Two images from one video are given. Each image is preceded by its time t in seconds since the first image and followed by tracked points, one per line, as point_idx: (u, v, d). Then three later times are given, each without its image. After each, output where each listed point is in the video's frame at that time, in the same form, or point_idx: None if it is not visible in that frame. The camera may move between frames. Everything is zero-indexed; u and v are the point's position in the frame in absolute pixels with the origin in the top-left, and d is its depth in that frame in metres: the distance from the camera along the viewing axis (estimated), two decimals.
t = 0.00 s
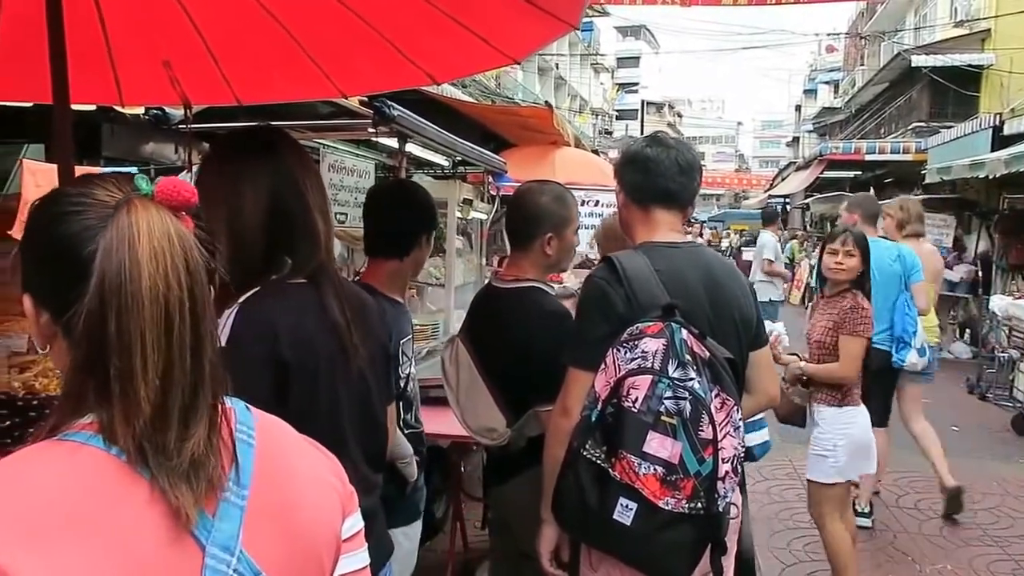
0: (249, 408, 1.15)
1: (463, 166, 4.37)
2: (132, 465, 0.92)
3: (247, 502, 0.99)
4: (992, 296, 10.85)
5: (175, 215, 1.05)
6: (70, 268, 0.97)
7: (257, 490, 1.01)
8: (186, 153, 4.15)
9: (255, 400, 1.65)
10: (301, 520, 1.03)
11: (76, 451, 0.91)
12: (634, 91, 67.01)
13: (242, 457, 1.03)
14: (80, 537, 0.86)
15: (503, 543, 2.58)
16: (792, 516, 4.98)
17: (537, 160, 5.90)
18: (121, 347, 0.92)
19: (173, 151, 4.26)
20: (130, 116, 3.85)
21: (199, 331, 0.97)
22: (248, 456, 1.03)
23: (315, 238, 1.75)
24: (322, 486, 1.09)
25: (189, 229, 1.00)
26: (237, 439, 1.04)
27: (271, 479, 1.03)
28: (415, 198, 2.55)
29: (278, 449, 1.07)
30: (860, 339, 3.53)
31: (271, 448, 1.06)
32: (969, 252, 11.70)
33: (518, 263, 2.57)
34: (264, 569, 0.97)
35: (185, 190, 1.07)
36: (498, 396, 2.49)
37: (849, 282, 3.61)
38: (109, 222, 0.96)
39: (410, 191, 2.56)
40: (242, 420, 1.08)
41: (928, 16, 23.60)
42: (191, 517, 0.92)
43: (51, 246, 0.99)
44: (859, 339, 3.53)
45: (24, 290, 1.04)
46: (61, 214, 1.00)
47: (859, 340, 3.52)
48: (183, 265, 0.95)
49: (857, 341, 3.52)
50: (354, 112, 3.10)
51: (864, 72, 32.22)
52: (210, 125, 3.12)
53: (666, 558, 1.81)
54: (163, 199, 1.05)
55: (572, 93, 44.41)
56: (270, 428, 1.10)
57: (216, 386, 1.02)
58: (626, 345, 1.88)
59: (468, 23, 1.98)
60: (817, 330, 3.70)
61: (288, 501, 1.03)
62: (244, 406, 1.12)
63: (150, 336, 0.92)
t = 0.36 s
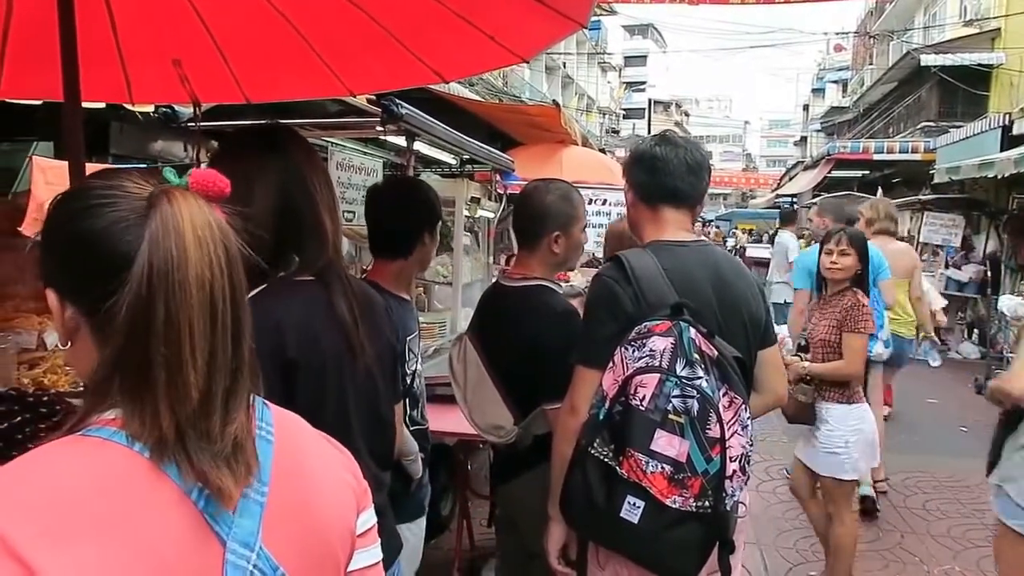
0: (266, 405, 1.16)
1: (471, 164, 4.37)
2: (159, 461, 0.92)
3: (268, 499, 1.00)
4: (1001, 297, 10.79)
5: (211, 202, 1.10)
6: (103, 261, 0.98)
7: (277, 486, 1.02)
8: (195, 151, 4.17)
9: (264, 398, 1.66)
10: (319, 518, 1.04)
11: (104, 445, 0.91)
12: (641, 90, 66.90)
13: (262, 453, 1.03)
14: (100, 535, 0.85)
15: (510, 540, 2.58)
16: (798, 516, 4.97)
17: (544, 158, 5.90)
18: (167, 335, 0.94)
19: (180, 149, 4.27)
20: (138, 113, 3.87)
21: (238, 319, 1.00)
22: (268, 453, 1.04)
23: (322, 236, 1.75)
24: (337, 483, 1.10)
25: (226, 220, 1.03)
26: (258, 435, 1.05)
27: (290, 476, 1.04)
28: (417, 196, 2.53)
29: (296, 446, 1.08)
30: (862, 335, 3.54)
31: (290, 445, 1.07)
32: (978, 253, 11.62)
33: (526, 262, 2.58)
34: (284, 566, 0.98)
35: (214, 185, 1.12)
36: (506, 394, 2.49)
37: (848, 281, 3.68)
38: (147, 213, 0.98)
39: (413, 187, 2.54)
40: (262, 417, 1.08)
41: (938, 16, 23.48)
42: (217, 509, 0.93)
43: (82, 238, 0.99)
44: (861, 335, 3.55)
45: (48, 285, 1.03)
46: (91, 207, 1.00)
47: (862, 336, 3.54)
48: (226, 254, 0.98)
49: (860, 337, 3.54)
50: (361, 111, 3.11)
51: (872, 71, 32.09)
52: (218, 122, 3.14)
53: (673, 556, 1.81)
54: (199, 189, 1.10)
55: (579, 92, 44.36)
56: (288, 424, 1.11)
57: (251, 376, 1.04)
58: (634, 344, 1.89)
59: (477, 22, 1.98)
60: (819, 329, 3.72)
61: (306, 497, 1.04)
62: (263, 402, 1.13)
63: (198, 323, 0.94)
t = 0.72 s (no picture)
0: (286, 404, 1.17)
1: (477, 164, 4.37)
2: (185, 461, 0.92)
3: (289, 497, 1.01)
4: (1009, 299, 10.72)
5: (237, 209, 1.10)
6: (130, 260, 0.98)
7: (298, 486, 1.02)
8: (203, 151, 4.18)
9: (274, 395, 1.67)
10: (337, 516, 1.05)
11: (130, 443, 0.90)
12: (648, 90, 66.83)
13: (284, 452, 1.04)
14: (126, 534, 0.85)
15: (516, 539, 2.58)
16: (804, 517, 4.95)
17: (550, 159, 5.90)
18: (198, 334, 0.94)
19: (188, 148, 4.29)
20: (146, 113, 3.89)
21: (266, 318, 1.01)
22: (289, 453, 1.05)
23: (329, 235, 1.74)
24: (354, 483, 1.11)
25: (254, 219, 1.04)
26: (280, 435, 1.06)
27: (309, 475, 1.05)
28: (422, 195, 2.52)
29: (314, 445, 1.09)
30: (829, 330, 3.59)
31: (309, 445, 1.08)
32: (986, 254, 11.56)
33: (534, 262, 2.58)
34: (305, 563, 0.99)
35: (242, 183, 1.12)
36: (513, 394, 2.49)
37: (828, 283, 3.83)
38: (176, 212, 0.98)
39: (418, 186, 2.53)
40: (283, 417, 1.09)
41: (946, 17, 23.39)
42: (241, 509, 0.94)
43: (109, 237, 0.99)
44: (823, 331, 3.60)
45: (71, 284, 1.03)
46: (117, 207, 1.00)
47: (826, 331, 3.59)
48: (254, 253, 0.99)
49: (824, 332, 3.59)
50: (369, 110, 3.11)
51: (880, 72, 31.98)
52: (226, 121, 3.15)
53: (679, 557, 1.81)
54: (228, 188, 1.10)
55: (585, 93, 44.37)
56: (307, 424, 1.12)
57: (276, 376, 1.06)
58: (641, 344, 1.88)
59: (486, 22, 1.98)
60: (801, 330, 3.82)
61: (325, 497, 1.05)
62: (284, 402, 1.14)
63: (229, 322, 0.95)
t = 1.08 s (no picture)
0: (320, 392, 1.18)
1: (497, 157, 4.36)
2: (231, 449, 0.94)
3: (328, 485, 1.02)
4: None
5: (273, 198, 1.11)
6: (172, 253, 0.98)
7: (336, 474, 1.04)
8: (225, 146, 4.21)
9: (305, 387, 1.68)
10: (372, 504, 1.06)
11: (176, 432, 0.92)
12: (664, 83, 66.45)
13: (322, 440, 1.06)
14: (175, 519, 0.88)
15: (539, 532, 2.58)
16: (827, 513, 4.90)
17: (569, 152, 5.88)
18: (248, 324, 0.95)
19: (209, 143, 4.32)
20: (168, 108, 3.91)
21: (309, 307, 1.03)
22: (327, 441, 1.06)
23: (355, 229, 1.73)
24: (387, 472, 1.12)
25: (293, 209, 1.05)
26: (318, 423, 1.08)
27: (345, 464, 1.06)
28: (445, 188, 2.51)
29: (350, 434, 1.10)
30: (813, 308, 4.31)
31: (345, 433, 1.10)
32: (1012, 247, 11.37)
33: (557, 256, 2.57)
34: (344, 548, 1.01)
35: (275, 173, 1.14)
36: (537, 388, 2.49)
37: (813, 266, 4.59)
38: (217, 205, 0.99)
39: (441, 179, 2.53)
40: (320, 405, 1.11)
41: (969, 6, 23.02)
42: (283, 499, 0.96)
43: (146, 230, 0.99)
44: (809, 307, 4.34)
45: (108, 278, 1.03)
46: (152, 201, 1.00)
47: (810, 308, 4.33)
48: (296, 243, 1.00)
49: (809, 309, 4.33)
50: (389, 103, 3.11)
51: (901, 63, 31.57)
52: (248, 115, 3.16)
53: (706, 551, 1.80)
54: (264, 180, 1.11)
55: (602, 86, 44.18)
56: (342, 413, 1.13)
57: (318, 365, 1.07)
58: (666, 336, 1.87)
59: (508, 15, 1.95)
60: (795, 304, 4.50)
61: (363, 486, 1.06)
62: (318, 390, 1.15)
63: (277, 312, 0.97)
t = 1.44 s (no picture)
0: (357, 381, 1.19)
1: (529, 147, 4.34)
2: (273, 438, 0.95)
3: (368, 473, 1.02)
4: None
5: (289, 196, 1.01)
6: (195, 254, 0.99)
7: (375, 463, 1.04)
8: (259, 138, 4.24)
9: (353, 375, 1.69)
10: (413, 492, 1.07)
11: (215, 424, 0.93)
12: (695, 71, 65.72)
13: (359, 429, 1.06)
14: (220, 507, 0.89)
15: (574, 521, 2.58)
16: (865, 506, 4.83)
17: (601, 141, 5.85)
18: (236, 332, 0.93)
19: (243, 135, 4.36)
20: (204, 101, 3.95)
21: (315, 313, 0.98)
22: (365, 429, 1.06)
23: (396, 220, 1.75)
24: (424, 460, 1.12)
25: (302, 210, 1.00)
26: (355, 412, 1.08)
27: (383, 452, 1.06)
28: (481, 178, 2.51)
29: (387, 422, 1.10)
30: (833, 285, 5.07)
31: (383, 422, 1.10)
32: None
33: (592, 245, 2.55)
34: (387, 536, 1.01)
35: (297, 171, 1.03)
36: (574, 377, 2.49)
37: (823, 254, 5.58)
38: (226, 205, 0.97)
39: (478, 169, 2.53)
40: (357, 394, 1.11)
41: None
42: (325, 487, 0.96)
43: (170, 229, 1.01)
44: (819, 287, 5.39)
45: (144, 270, 1.07)
46: (180, 200, 1.01)
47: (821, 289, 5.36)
48: (299, 248, 0.95)
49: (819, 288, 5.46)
50: (422, 94, 3.11)
51: (941, 47, 30.84)
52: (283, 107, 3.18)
53: (746, 543, 1.78)
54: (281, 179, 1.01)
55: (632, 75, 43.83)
56: (380, 401, 1.14)
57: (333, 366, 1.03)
58: (705, 327, 1.85)
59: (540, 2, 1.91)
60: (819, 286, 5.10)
61: (401, 475, 1.06)
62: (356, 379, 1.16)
63: (264, 318, 0.93)
